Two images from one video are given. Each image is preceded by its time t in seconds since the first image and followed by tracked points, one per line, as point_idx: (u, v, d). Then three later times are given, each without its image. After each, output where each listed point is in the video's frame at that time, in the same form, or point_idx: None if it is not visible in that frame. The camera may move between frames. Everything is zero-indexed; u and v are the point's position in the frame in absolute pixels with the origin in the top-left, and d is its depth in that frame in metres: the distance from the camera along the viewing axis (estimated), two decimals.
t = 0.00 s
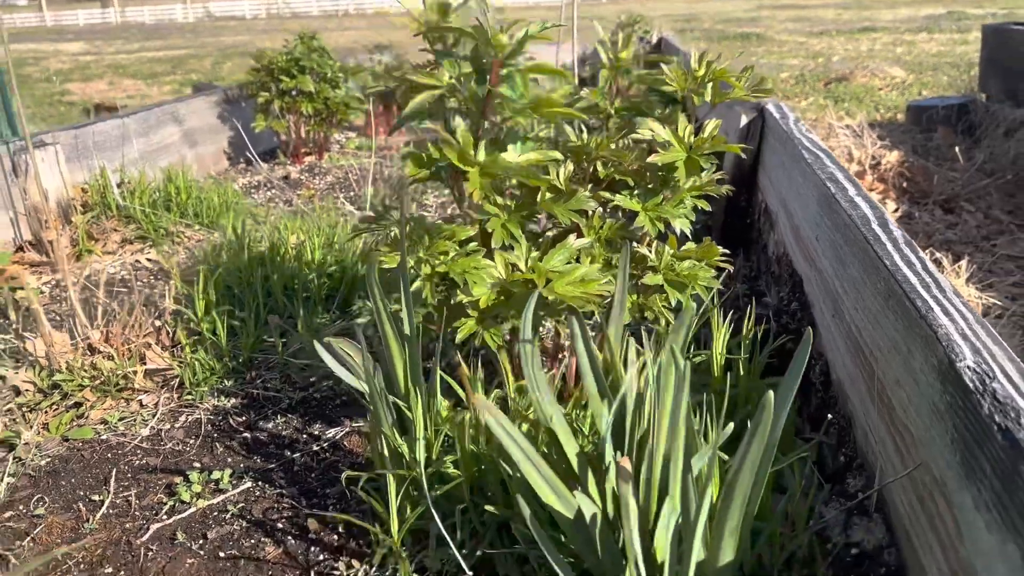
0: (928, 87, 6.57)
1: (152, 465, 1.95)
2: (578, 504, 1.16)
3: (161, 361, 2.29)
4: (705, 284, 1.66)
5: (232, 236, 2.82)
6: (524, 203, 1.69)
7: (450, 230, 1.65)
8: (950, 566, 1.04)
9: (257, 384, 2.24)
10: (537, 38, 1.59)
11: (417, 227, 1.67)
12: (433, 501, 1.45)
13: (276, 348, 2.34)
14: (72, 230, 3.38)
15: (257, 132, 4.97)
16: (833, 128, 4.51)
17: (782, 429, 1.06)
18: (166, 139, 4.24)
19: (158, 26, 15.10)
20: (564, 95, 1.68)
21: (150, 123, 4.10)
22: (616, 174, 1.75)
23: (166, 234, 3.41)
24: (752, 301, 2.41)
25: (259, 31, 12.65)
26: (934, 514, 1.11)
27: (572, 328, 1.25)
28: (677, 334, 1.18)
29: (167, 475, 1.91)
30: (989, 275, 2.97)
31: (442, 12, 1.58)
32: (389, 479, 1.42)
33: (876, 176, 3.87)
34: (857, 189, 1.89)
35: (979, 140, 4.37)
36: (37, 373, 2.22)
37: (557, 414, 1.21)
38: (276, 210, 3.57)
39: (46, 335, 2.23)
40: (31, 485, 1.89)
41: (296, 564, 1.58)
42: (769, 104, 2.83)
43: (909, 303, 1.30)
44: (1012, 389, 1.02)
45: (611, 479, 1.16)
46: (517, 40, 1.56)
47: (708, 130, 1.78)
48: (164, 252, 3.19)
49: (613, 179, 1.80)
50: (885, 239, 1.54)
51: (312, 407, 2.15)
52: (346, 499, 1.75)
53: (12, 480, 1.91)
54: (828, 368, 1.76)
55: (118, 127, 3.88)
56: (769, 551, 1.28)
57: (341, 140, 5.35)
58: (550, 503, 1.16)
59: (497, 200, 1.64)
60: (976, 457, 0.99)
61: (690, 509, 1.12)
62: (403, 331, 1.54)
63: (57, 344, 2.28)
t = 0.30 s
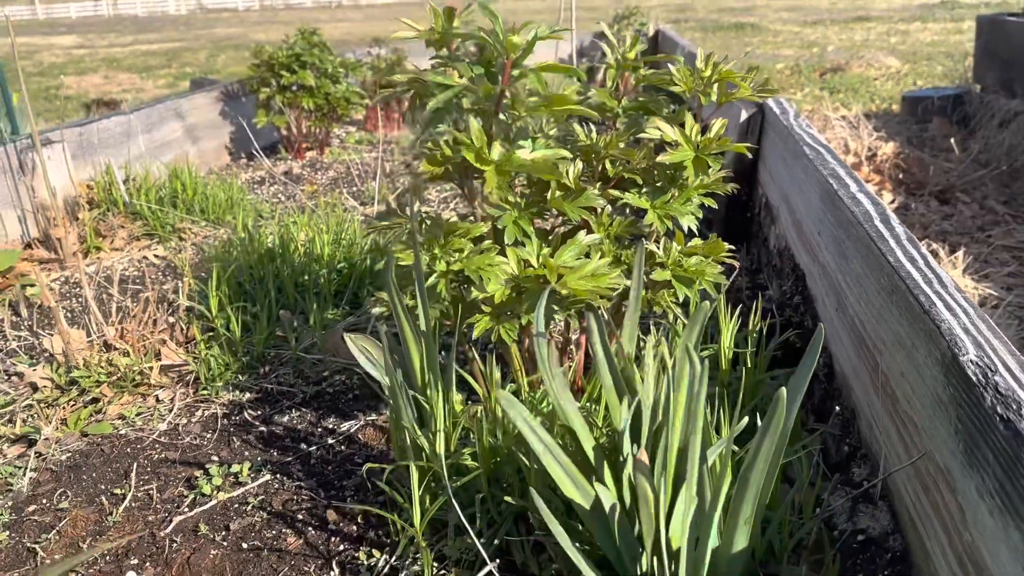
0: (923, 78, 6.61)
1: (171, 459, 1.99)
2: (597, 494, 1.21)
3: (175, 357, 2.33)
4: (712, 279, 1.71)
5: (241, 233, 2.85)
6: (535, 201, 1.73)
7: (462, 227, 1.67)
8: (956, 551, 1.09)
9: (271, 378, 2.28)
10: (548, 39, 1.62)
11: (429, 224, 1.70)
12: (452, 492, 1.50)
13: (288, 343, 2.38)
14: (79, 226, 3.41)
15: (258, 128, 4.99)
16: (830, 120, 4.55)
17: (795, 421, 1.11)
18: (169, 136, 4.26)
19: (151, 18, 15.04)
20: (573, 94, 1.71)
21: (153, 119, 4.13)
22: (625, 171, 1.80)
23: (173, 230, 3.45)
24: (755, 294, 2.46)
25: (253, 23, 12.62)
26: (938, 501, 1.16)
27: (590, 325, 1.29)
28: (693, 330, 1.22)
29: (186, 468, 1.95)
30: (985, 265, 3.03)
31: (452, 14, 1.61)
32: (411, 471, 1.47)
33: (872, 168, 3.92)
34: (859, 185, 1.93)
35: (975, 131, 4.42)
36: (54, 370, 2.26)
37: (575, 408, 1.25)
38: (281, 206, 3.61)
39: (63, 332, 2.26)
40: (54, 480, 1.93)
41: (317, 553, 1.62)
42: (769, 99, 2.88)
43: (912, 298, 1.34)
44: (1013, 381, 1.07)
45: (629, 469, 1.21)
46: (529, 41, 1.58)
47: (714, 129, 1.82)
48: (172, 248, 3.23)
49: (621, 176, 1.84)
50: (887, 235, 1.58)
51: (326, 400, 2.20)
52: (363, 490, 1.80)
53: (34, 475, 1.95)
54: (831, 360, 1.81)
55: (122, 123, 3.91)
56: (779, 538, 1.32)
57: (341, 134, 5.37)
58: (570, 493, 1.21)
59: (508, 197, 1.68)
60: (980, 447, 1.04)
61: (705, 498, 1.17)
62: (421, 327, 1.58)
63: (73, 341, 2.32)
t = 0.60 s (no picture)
0: (925, 64, 6.58)
1: (170, 444, 1.99)
2: (594, 477, 1.21)
3: (174, 343, 2.33)
4: (712, 263, 1.70)
5: (239, 219, 2.85)
6: (534, 185, 1.72)
7: (461, 211, 1.67)
8: (953, 532, 1.09)
9: (270, 364, 2.28)
10: (548, 23, 1.60)
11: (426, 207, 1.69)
12: (450, 476, 1.50)
13: (287, 329, 2.38)
14: (77, 213, 3.41)
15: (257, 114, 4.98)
16: (831, 106, 4.53)
17: (792, 402, 1.11)
18: (168, 122, 4.25)
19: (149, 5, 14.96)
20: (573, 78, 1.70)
21: (151, 106, 4.12)
22: (623, 156, 1.78)
23: (172, 217, 3.44)
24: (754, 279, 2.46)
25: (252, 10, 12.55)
26: (936, 483, 1.16)
27: (586, 307, 1.28)
28: (690, 311, 1.22)
29: (185, 453, 1.95)
30: (985, 251, 3.02)
31: None
32: (409, 455, 1.47)
33: (873, 154, 3.90)
34: (859, 168, 1.93)
35: (976, 117, 4.40)
36: (53, 356, 2.26)
37: (572, 390, 1.25)
38: (279, 192, 3.60)
39: (61, 318, 2.26)
40: (52, 465, 1.93)
41: (316, 537, 1.63)
42: (769, 84, 2.86)
43: (911, 280, 1.34)
44: (1010, 362, 1.06)
45: (625, 452, 1.21)
46: (529, 24, 1.57)
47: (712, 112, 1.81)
48: (170, 235, 3.22)
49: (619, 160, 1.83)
50: (886, 218, 1.58)
51: (324, 386, 2.20)
52: (362, 475, 1.80)
53: (34, 460, 1.96)
54: (830, 344, 1.80)
55: (120, 110, 3.90)
56: (776, 520, 1.32)
57: (340, 121, 5.35)
58: (567, 476, 1.20)
59: (507, 182, 1.67)
60: (977, 428, 1.04)
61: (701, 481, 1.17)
62: (418, 311, 1.58)
63: (72, 327, 2.32)
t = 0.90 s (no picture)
0: (936, 45, 6.49)
1: (166, 418, 1.99)
2: (586, 447, 1.19)
3: (172, 318, 2.31)
4: (711, 236, 1.67)
5: (238, 195, 2.83)
6: (529, 156, 1.69)
7: (454, 183, 1.63)
8: (951, 503, 1.07)
9: (267, 340, 2.27)
10: None
11: (420, 180, 1.67)
12: (444, 448, 1.49)
13: (285, 305, 2.36)
14: (78, 191, 3.40)
15: (260, 94, 4.95)
16: (839, 85, 4.47)
17: (788, 370, 1.08)
18: (170, 101, 4.23)
19: None
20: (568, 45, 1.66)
21: (153, 84, 4.09)
22: (621, 127, 1.74)
23: (173, 195, 3.43)
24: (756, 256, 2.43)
25: None
26: (935, 455, 1.14)
27: (580, 275, 1.26)
28: (685, 279, 1.19)
29: (181, 427, 1.94)
30: (993, 232, 2.97)
31: None
32: (402, 426, 1.46)
33: (881, 134, 3.85)
34: (864, 141, 1.89)
35: (986, 97, 4.33)
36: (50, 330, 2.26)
37: (565, 360, 1.23)
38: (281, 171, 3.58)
39: (58, 292, 2.25)
40: (48, 439, 1.93)
41: (310, 510, 1.61)
42: (774, 59, 2.81)
43: (913, 250, 1.31)
44: (1012, 329, 1.04)
45: (618, 422, 1.19)
46: None
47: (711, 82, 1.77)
48: (171, 213, 3.21)
49: (617, 132, 1.79)
50: (890, 189, 1.55)
51: (322, 361, 2.19)
52: (357, 449, 1.79)
53: (30, 434, 1.96)
54: (832, 318, 1.77)
55: (121, 88, 3.88)
56: (772, 492, 1.30)
57: (344, 101, 5.31)
58: (559, 448, 1.19)
59: (501, 153, 1.63)
60: (977, 397, 1.01)
61: (696, 452, 1.15)
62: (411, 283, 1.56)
63: (69, 302, 2.31)
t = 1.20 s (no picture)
0: (957, 23, 6.38)
1: (180, 388, 2.00)
2: (597, 418, 1.19)
3: (185, 290, 2.32)
4: (726, 211, 1.66)
5: (252, 168, 2.82)
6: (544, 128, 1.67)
7: (469, 154, 1.62)
8: (966, 478, 1.06)
9: (281, 312, 2.28)
10: None
11: (435, 150, 1.65)
12: (455, 420, 1.48)
13: (298, 278, 2.36)
14: (93, 164, 3.41)
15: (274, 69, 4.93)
16: (858, 63, 4.41)
17: (802, 342, 1.08)
18: (184, 75, 4.22)
19: None
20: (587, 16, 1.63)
21: (167, 58, 4.08)
22: (637, 100, 1.73)
23: (187, 169, 3.43)
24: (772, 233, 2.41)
25: None
26: (950, 429, 1.13)
27: (593, 246, 1.25)
28: (700, 251, 1.18)
29: (195, 397, 1.96)
30: (1012, 212, 2.94)
31: None
32: (413, 398, 1.46)
33: (900, 113, 3.80)
34: (883, 116, 1.86)
35: (1008, 77, 4.26)
36: (65, 301, 2.27)
37: (577, 331, 1.22)
38: (295, 146, 3.57)
39: (74, 263, 2.26)
40: (64, 407, 1.95)
41: (322, 480, 1.62)
42: (793, 34, 2.77)
43: (931, 224, 1.29)
44: None
45: (630, 393, 1.19)
46: None
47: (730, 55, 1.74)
48: (185, 186, 3.22)
49: (634, 105, 1.77)
50: (909, 163, 1.53)
51: (335, 334, 2.20)
52: (370, 421, 1.80)
53: (46, 402, 1.98)
54: (847, 295, 1.76)
55: (135, 61, 3.88)
56: (784, 466, 1.30)
57: (358, 77, 5.29)
58: (571, 419, 1.18)
59: (516, 125, 1.62)
60: (994, 370, 1.00)
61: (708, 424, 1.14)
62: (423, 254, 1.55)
63: (84, 273, 2.33)
